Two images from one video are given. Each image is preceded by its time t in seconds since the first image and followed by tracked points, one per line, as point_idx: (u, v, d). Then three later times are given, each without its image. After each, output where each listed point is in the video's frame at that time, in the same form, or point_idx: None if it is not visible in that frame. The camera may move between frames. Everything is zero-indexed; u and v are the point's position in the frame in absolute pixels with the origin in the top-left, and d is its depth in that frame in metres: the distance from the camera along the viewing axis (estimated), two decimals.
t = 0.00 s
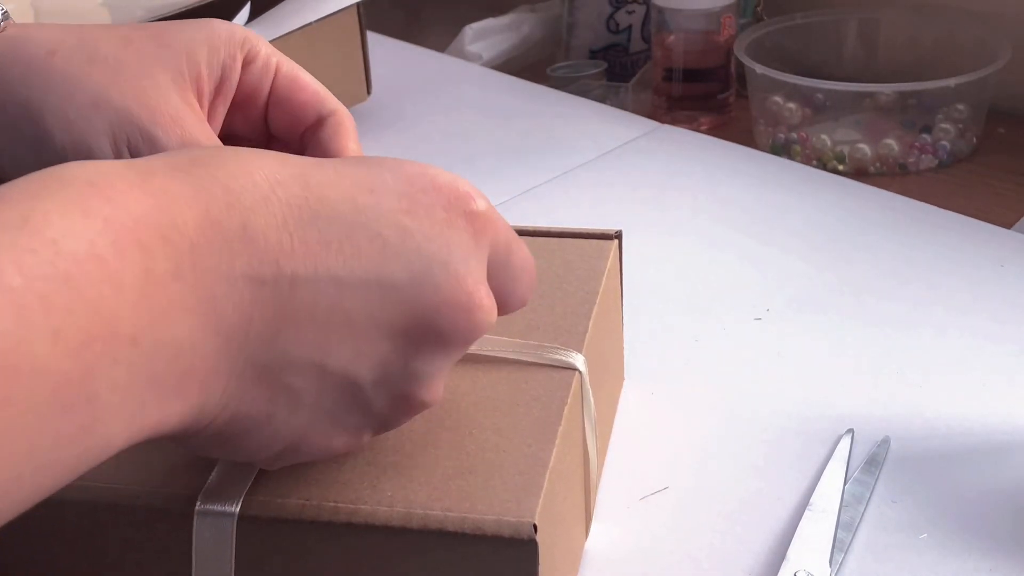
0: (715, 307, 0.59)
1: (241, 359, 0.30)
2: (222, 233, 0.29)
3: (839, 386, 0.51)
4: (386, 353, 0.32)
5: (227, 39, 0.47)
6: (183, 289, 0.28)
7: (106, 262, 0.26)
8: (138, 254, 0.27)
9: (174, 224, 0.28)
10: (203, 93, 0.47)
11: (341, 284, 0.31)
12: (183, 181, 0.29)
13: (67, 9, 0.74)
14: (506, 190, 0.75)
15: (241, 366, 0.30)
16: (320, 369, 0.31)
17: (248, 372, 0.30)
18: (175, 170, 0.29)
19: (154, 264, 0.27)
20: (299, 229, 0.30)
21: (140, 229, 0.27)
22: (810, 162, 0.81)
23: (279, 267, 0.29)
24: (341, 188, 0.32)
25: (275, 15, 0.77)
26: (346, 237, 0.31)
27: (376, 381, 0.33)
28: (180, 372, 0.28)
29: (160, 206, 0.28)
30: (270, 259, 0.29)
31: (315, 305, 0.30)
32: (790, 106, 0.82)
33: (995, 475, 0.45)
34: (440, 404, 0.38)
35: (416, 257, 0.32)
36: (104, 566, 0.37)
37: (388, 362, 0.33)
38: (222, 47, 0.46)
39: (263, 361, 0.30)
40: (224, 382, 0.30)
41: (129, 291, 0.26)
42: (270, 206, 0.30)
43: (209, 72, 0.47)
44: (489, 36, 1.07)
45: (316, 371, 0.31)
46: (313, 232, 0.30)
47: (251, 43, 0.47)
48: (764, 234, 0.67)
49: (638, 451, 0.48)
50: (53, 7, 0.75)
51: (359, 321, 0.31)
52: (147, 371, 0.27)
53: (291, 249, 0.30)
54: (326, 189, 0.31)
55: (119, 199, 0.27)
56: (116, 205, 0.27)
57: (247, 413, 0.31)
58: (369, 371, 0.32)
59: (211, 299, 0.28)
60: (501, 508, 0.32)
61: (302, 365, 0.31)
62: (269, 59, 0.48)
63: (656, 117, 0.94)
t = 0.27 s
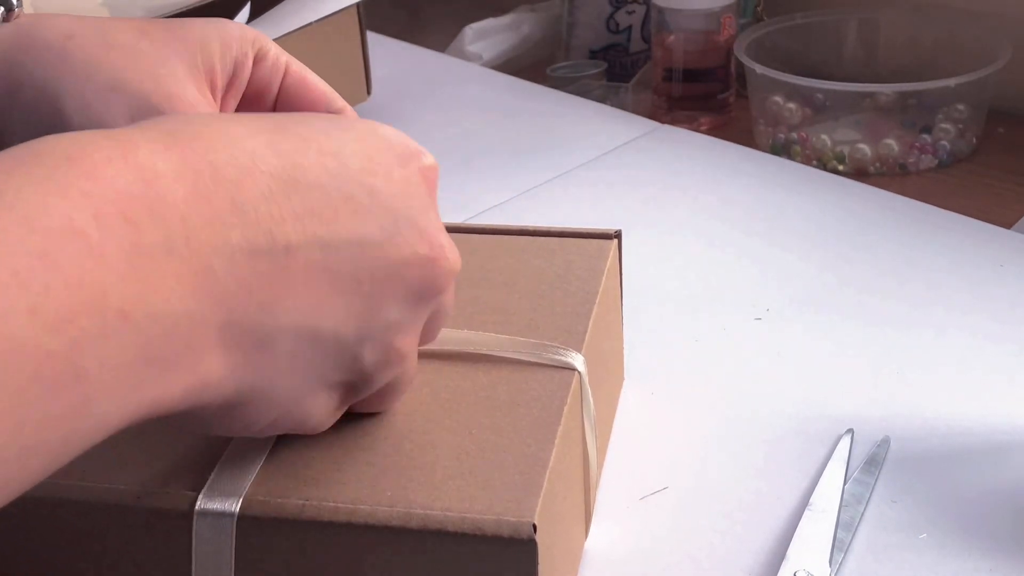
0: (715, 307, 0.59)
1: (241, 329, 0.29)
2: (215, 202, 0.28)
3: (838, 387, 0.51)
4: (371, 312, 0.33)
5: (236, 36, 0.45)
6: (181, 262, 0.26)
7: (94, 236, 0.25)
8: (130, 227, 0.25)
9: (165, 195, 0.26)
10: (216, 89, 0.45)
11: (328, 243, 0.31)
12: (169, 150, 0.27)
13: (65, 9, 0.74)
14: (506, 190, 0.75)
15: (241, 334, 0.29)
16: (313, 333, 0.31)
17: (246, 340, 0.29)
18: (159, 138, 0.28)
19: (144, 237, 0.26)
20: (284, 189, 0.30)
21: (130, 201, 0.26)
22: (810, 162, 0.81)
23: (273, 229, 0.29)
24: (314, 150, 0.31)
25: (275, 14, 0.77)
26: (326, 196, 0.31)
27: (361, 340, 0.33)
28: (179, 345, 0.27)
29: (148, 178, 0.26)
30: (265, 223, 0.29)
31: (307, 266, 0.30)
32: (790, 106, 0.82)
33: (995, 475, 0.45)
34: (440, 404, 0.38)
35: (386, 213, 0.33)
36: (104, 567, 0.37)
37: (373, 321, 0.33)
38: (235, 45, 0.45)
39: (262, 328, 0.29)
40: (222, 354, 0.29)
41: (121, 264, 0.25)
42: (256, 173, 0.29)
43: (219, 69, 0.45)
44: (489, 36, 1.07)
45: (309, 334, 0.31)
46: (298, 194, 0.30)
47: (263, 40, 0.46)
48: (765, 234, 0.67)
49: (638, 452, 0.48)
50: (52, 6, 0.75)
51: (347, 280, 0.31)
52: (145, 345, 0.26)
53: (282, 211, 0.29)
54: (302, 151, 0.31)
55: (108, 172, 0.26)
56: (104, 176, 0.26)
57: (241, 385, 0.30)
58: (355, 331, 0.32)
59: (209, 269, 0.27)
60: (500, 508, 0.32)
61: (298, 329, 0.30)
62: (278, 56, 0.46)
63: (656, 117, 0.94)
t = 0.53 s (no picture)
0: (715, 307, 0.59)
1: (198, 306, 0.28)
2: (168, 183, 0.28)
3: (839, 387, 0.51)
4: (338, 292, 0.32)
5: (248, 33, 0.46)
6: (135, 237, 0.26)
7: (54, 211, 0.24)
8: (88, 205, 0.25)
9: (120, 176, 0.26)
10: (224, 82, 0.45)
11: (282, 218, 0.30)
12: (122, 137, 0.28)
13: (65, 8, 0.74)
14: (506, 190, 0.75)
15: (197, 311, 0.28)
16: (274, 310, 0.30)
17: (203, 318, 0.29)
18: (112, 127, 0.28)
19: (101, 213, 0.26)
20: (231, 168, 0.29)
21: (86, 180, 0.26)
22: (810, 161, 0.81)
23: (223, 204, 0.29)
24: (264, 134, 0.31)
25: (275, 14, 0.77)
26: (278, 175, 0.31)
27: (328, 321, 0.32)
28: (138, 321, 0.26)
29: (105, 162, 0.26)
30: (215, 198, 0.28)
31: (260, 240, 0.29)
32: (790, 106, 0.82)
33: (995, 475, 0.45)
34: (440, 404, 0.38)
35: (345, 193, 0.32)
36: (104, 567, 0.37)
37: (341, 301, 0.32)
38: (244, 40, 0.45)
39: (218, 304, 0.29)
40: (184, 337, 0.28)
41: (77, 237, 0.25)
42: (206, 155, 0.29)
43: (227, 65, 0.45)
44: (489, 36, 1.07)
45: (271, 312, 0.30)
46: (245, 173, 0.30)
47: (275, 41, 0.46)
48: (765, 234, 0.67)
49: (638, 452, 0.48)
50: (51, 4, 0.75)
51: (307, 256, 0.31)
52: (103, 319, 0.25)
53: (229, 186, 0.29)
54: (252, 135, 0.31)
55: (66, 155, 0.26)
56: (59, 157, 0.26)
57: (207, 370, 0.30)
58: (322, 311, 0.31)
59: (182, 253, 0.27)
60: (501, 508, 0.32)
61: (258, 306, 0.30)
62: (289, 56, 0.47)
63: (656, 117, 0.94)
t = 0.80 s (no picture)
0: (715, 307, 0.59)
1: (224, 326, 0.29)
2: (201, 202, 0.28)
3: (839, 387, 0.51)
4: (356, 313, 0.32)
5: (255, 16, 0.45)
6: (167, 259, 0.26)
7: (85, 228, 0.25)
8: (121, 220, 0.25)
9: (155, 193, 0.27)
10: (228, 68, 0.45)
11: (308, 238, 0.30)
12: (159, 147, 0.28)
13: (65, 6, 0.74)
14: (506, 190, 0.75)
15: (223, 330, 0.29)
16: (297, 330, 0.31)
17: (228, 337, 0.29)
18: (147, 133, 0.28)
19: (135, 233, 0.26)
20: (262, 186, 0.30)
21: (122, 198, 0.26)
22: (810, 161, 0.81)
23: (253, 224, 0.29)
24: (290, 149, 0.31)
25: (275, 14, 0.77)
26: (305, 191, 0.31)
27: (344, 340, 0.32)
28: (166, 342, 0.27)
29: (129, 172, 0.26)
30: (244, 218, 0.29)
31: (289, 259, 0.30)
32: (790, 106, 0.82)
33: (995, 475, 0.45)
34: (440, 404, 0.38)
35: (370, 212, 0.33)
36: (104, 566, 0.37)
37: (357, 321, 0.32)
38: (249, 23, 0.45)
39: (245, 324, 0.29)
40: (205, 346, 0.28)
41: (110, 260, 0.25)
42: (239, 171, 0.29)
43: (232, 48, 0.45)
44: (489, 36, 1.07)
45: (294, 332, 0.30)
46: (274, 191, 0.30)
47: (284, 25, 0.45)
48: (765, 234, 0.67)
49: (638, 452, 0.48)
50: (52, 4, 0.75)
51: (332, 276, 0.31)
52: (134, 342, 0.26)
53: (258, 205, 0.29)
54: (280, 149, 0.31)
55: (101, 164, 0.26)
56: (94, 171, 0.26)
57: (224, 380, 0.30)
58: (340, 330, 0.32)
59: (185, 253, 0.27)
60: (501, 508, 0.32)
61: (284, 325, 0.30)
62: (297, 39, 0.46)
63: (656, 117, 0.94)
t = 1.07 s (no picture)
0: (715, 307, 0.59)
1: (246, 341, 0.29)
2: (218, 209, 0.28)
3: (838, 387, 0.51)
4: (375, 327, 0.32)
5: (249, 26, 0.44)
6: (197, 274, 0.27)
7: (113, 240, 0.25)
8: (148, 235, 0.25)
9: (185, 208, 0.27)
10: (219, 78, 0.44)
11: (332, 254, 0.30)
12: (162, 147, 0.27)
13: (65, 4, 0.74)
14: (506, 190, 0.75)
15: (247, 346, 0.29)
16: (316, 346, 0.31)
17: (250, 351, 0.29)
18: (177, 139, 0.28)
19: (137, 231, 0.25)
20: (288, 201, 0.29)
21: (151, 211, 0.26)
22: (810, 162, 0.81)
23: (277, 240, 0.29)
24: (315, 161, 0.31)
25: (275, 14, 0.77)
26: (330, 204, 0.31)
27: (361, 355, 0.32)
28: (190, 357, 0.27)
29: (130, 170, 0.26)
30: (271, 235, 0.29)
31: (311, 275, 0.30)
32: (790, 106, 0.82)
33: (995, 475, 0.45)
34: (440, 403, 0.38)
35: (394, 227, 0.33)
36: (104, 566, 0.37)
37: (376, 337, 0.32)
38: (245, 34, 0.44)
39: (269, 339, 0.29)
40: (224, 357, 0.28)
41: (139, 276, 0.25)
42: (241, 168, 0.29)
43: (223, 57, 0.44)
44: (489, 36, 1.07)
45: (312, 347, 0.31)
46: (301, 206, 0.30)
47: (276, 34, 0.44)
48: (765, 234, 0.67)
49: (638, 452, 0.48)
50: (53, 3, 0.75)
51: (352, 293, 0.31)
52: (161, 358, 0.26)
53: (284, 221, 0.29)
54: (304, 162, 0.31)
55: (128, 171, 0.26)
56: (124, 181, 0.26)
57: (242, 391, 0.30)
58: (357, 346, 0.32)
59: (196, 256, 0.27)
60: (501, 508, 0.32)
61: (302, 342, 0.30)
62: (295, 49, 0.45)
63: (656, 117, 0.94)
